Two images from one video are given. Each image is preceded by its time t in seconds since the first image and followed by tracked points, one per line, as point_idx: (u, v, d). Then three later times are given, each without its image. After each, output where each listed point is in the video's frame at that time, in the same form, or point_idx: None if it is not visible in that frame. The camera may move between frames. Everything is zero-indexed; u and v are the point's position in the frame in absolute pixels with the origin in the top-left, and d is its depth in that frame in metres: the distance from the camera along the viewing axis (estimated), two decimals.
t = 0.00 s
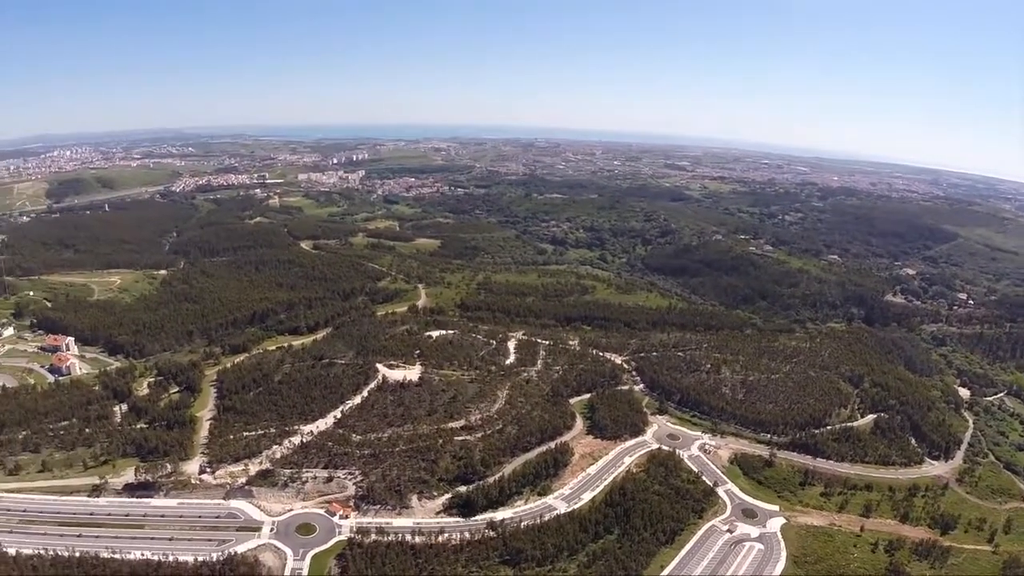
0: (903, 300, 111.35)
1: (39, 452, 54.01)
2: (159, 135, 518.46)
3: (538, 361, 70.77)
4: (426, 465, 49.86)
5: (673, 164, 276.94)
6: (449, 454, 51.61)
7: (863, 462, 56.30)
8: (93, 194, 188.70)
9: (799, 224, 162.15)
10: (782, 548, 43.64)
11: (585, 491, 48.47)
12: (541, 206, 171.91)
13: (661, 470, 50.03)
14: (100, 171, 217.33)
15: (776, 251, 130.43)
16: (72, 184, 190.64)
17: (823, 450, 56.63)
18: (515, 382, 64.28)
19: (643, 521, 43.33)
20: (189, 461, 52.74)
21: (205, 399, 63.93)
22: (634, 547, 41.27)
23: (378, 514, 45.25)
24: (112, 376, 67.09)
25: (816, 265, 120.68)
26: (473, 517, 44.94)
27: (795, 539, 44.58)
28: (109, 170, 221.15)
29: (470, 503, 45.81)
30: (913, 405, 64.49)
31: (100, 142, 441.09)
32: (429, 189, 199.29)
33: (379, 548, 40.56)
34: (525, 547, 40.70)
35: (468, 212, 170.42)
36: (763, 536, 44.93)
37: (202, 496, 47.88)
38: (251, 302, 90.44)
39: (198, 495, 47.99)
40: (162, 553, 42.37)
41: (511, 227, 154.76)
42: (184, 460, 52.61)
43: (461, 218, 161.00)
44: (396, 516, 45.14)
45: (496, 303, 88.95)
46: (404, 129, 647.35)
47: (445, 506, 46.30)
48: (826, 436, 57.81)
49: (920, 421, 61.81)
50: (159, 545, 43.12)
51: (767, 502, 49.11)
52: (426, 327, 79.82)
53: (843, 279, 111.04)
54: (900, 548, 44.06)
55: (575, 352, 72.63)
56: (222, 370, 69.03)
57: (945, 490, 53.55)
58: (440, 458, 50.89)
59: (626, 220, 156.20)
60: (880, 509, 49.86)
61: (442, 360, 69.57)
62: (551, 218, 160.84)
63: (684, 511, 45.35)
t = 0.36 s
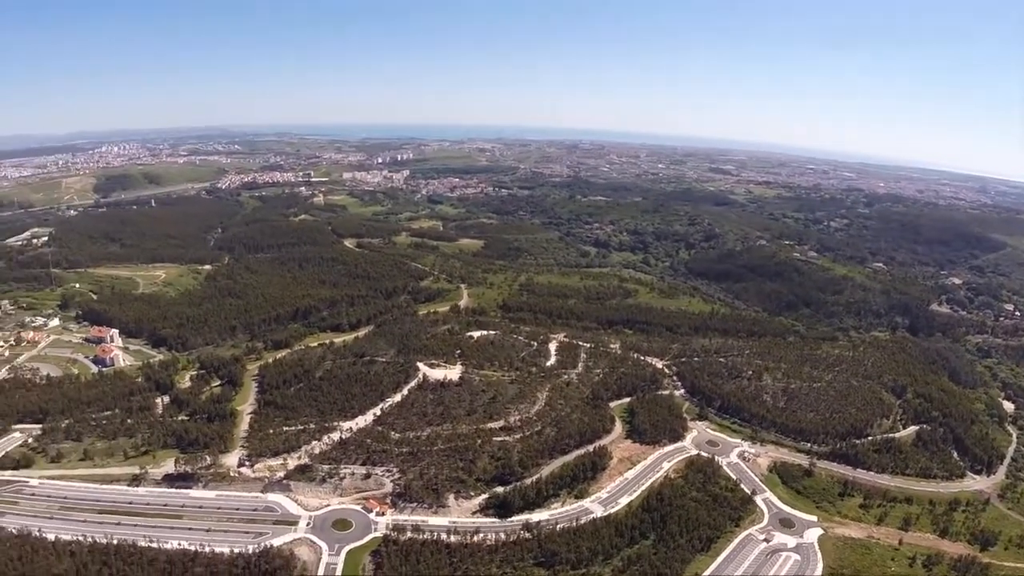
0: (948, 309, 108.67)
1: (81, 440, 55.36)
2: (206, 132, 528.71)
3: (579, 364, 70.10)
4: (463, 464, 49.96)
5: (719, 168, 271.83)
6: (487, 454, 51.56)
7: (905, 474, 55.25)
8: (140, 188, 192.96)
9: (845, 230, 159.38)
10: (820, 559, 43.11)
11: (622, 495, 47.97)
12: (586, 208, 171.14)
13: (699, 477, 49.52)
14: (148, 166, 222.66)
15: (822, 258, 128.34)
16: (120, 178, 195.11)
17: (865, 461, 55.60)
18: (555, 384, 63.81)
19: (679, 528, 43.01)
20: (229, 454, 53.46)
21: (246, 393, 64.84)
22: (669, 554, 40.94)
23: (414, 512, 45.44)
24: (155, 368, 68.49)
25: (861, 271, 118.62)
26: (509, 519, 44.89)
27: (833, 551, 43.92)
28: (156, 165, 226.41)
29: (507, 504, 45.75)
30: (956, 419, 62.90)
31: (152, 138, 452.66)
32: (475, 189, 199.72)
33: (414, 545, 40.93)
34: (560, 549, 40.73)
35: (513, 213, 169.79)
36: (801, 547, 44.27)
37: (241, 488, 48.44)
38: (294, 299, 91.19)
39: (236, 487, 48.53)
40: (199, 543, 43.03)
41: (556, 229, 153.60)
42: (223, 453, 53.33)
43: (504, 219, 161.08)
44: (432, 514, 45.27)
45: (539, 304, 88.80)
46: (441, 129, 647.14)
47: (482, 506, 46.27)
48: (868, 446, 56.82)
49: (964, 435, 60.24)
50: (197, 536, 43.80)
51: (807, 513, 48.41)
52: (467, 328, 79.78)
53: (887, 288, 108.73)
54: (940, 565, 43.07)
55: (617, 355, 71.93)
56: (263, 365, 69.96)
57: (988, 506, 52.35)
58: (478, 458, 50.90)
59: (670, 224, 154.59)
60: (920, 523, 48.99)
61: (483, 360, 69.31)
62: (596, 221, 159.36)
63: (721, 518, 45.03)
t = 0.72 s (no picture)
0: (996, 320, 105.78)
1: (123, 430, 56.71)
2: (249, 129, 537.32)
3: (620, 367, 69.67)
4: (502, 465, 50.05)
5: (765, 173, 267.16)
6: (526, 455, 51.49)
7: (947, 487, 54.08)
8: (187, 185, 196.44)
9: (891, 237, 156.10)
10: (858, 572, 42.50)
11: (660, 501, 47.70)
12: (630, 210, 169.97)
13: (737, 485, 49.09)
14: (194, 163, 227.28)
15: (867, 265, 125.99)
16: (167, 174, 199.17)
17: (906, 474, 54.55)
18: (596, 387, 63.53)
19: (715, 535, 42.68)
20: (269, 448, 54.04)
21: (287, 388, 65.68)
22: (704, 562, 40.68)
23: (451, 511, 45.61)
24: (198, 361, 69.75)
25: (906, 279, 116.31)
26: (546, 521, 44.95)
27: (871, 564, 43.29)
28: (203, 162, 231.01)
29: (544, 506, 45.74)
30: (1002, 433, 61.33)
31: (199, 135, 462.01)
32: (519, 190, 199.74)
33: (450, 545, 41.17)
34: (595, 553, 40.70)
35: (557, 214, 169.21)
36: (839, 559, 43.65)
37: (279, 482, 49.00)
38: (337, 296, 92.04)
39: (275, 481, 49.09)
40: (236, 535, 43.61)
41: (600, 231, 152.78)
42: (263, 447, 53.96)
43: (547, 220, 161.01)
44: (469, 513, 45.42)
45: (582, 307, 88.64)
46: (476, 129, 647.82)
47: (519, 507, 46.36)
48: (910, 458, 55.75)
49: (1010, 450, 58.70)
50: (235, 528, 44.42)
51: (845, 524, 47.79)
52: (509, 328, 79.92)
53: (933, 297, 106.21)
54: None
55: (659, 359, 71.38)
56: (305, 361, 70.78)
57: None
58: (517, 459, 50.92)
59: (714, 228, 153.08)
60: (962, 538, 47.94)
61: (524, 361, 69.37)
62: (640, 224, 157.91)
63: (758, 527, 44.44)
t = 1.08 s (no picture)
0: None
1: (162, 422, 58.02)
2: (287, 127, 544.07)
3: (660, 371, 69.31)
4: (538, 467, 50.18)
5: (809, 177, 262.30)
6: (563, 458, 51.51)
7: (988, 503, 52.95)
8: (231, 182, 199.11)
9: (936, 245, 152.40)
10: None
11: (696, 507, 47.60)
12: (673, 213, 168.65)
13: (774, 494, 48.76)
14: (237, 160, 231.21)
15: (911, 273, 123.48)
16: (211, 170, 202.20)
17: (946, 487, 53.62)
18: (635, 391, 63.28)
19: (749, 544, 42.51)
20: (306, 443, 54.74)
21: (326, 384, 66.48)
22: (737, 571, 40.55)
23: (486, 512, 45.80)
24: (239, 355, 70.93)
25: (951, 289, 113.73)
26: (582, 524, 45.11)
27: None
28: (246, 159, 234.82)
29: (579, 509, 45.90)
30: None
31: (242, 132, 469.72)
32: (563, 193, 199.54)
33: (486, 546, 41.39)
34: (629, 558, 40.75)
35: (600, 217, 168.51)
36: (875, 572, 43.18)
37: (316, 477, 49.53)
38: (378, 295, 92.70)
39: (312, 476, 49.63)
40: (271, 529, 44.10)
41: (642, 234, 151.97)
42: (300, 442, 54.61)
43: (590, 222, 160.88)
44: (504, 514, 45.64)
45: (623, 310, 88.39)
46: (512, 130, 647.09)
47: (554, 510, 46.52)
48: (950, 472, 54.76)
49: None
50: (271, 521, 44.96)
51: (883, 538, 47.22)
52: (550, 331, 79.99)
53: (980, 307, 103.37)
54: None
55: (699, 365, 70.89)
56: (345, 358, 71.50)
57: None
58: (554, 461, 50.97)
59: (757, 232, 151.44)
60: (1002, 555, 46.93)
61: (563, 363, 69.42)
62: (682, 226, 156.53)
63: (794, 537, 44.10)
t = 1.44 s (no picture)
0: None
1: (207, 414, 59.45)
2: (330, 125, 549.58)
3: (705, 378, 68.92)
4: (580, 470, 50.32)
5: (859, 184, 256.84)
6: (606, 462, 51.57)
7: None
8: (279, 180, 201.70)
9: (989, 255, 148.02)
10: None
11: (736, 516, 47.39)
12: (722, 218, 166.99)
13: (815, 506, 48.32)
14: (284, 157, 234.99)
15: (962, 285, 120.46)
16: (261, 168, 205.08)
17: (991, 504, 52.47)
18: (679, 397, 63.05)
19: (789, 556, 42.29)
20: (350, 440, 55.44)
21: (371, 382, 67.28)
22: None
23: (526, 513, 46.05)
24: (285, 351, 72.31)
25: (1004, 302, 110.64)
26: (622, 529, 45.23)
27: None
28: (296, 157, 238.55)
29: (620, 514, 46.04)
30: None
31: (289, 129, 476.13)
32: (611, 195, 198.91)
33: (526, 548, 41.62)
34: (667, 565, 40.81)
35: (647, 220, 167.80)
36: None
37: (359, 473, 50.09)
38: (425, 295, 93.50)
39: (354, 473, 50.20)
40: (311, 523, 44.68)
41: (689, 239, 151.03)
42: (343, 438, 55.38)
43: (638, 226, 160.51)
44: (544, 517, 45.86)
45: (670, 316, 88.10)
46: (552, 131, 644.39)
47: (594, 513, 46.64)
48: (996, 488, 53.55)
49: None
50: (311, 515, 45.54)
51: (925, 554, 46.51)
52: (596, 334, 80.10)
53: None
54: None
55: (744, 372, 70.31)
56: (390, 356, 72.23)
57: None
58: (595, 465, 51.04)
59: (806, 238, 149.29)
60: None
61: (608, 367, 69.43)
62: (730, 232, 155.25)
63: (834, 550, 43.62)
